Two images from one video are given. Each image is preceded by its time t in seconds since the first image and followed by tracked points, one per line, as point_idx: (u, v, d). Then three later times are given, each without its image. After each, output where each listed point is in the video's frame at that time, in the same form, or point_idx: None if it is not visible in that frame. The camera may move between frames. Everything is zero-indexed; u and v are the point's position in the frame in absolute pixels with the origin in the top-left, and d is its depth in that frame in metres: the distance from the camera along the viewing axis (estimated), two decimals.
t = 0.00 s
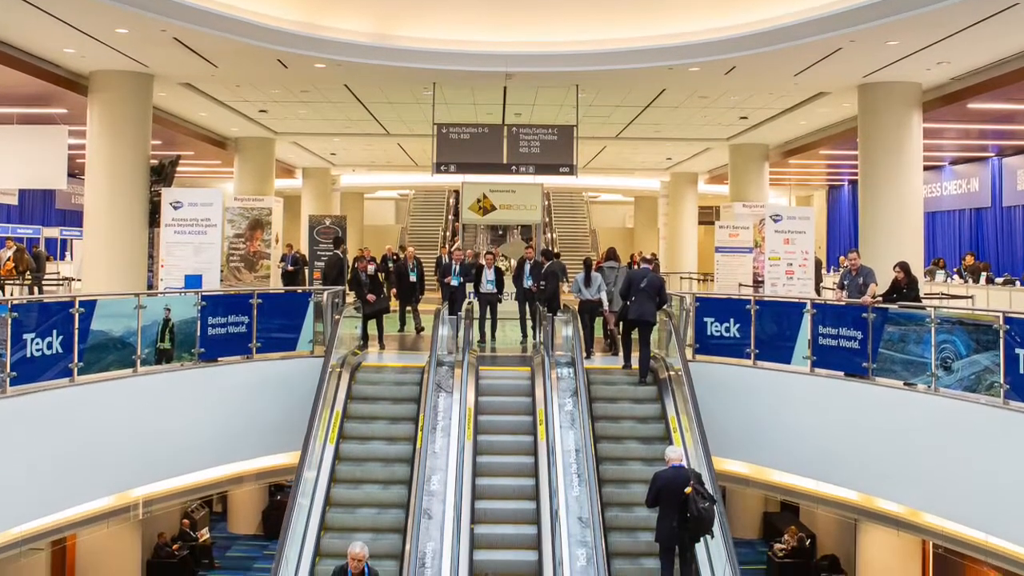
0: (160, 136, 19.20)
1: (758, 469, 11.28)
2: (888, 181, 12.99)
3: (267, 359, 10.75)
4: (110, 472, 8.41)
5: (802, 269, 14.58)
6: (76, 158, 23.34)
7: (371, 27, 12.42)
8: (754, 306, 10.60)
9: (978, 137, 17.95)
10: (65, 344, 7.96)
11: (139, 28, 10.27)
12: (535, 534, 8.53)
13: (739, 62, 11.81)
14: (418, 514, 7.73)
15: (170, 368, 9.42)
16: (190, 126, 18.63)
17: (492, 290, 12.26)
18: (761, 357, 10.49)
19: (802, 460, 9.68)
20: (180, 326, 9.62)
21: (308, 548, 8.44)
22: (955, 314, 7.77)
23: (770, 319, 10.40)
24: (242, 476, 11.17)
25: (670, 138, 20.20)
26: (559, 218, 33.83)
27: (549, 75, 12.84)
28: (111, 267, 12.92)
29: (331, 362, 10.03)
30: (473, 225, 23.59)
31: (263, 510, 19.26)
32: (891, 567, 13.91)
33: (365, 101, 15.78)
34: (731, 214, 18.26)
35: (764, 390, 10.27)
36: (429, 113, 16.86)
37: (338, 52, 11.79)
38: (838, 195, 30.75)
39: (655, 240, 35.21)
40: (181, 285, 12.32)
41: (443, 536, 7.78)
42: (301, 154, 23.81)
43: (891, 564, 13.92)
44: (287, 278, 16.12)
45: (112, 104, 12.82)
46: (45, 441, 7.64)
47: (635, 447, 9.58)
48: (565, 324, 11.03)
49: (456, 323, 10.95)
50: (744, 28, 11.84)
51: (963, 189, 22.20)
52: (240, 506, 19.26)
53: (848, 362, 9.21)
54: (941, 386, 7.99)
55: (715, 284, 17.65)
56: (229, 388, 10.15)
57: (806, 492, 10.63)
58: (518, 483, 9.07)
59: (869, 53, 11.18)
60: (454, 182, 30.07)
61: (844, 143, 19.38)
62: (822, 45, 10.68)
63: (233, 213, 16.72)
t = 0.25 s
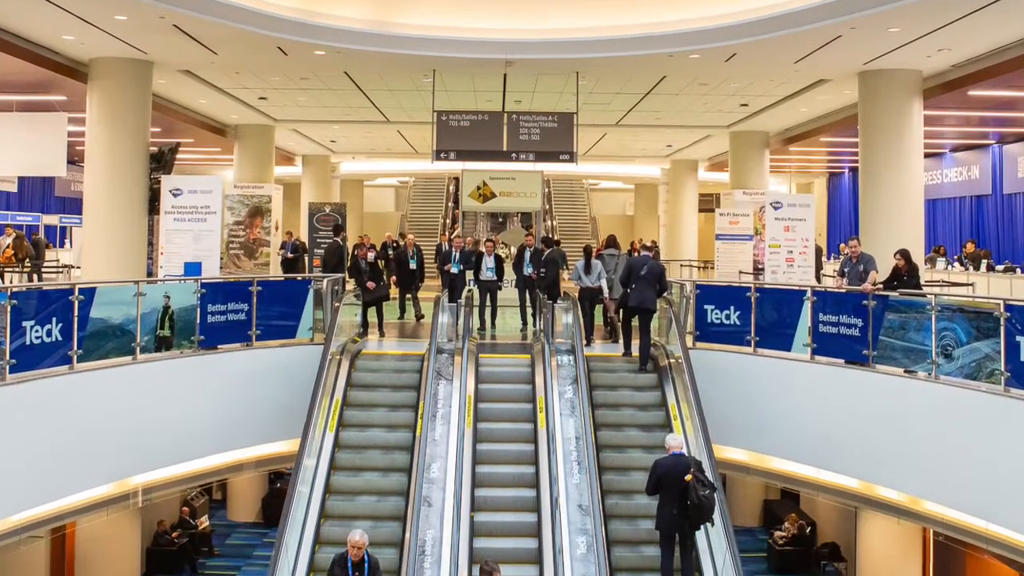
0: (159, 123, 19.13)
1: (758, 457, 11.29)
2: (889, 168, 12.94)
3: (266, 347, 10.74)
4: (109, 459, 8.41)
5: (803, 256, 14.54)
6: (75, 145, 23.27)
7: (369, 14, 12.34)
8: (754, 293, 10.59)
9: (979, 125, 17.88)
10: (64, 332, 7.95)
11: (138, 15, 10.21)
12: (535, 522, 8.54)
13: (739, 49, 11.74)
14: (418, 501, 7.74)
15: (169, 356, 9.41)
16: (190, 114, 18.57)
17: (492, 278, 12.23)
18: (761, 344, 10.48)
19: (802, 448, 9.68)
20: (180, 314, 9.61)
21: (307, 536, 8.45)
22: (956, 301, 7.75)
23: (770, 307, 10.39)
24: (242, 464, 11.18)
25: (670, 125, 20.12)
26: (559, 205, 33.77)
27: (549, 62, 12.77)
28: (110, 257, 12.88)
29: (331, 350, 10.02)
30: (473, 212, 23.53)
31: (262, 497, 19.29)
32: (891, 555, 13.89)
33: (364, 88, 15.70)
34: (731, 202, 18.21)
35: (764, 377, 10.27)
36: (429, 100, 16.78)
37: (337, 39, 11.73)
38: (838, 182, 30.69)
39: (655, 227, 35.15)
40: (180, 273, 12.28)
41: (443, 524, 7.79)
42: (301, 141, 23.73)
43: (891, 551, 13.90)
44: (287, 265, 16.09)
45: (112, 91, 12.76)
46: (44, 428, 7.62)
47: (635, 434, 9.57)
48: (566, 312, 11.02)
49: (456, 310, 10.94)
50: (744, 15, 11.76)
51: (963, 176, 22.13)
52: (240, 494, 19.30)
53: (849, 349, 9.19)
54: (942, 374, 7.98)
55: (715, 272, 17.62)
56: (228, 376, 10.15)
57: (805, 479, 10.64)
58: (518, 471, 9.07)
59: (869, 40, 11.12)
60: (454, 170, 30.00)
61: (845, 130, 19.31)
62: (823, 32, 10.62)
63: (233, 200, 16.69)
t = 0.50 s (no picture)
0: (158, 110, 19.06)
1: (758, 444, 11.30)
2: (890, 155, 12.89)
3: (266, 334, 10.74)
4: (109, 447, 8.41)
5: (803, 244, 14.50)
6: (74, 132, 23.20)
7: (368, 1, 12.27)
8: (754, 281, 10.58)
9: (979, 112, 17.81)
10: (63, 320, 7.94)
11: (136, 2, 10.16)
12: (535, 510, 8.55)
13: (739, 36, 11.68)
14: (417, 489, 7.74)
15: (169, 343, 9.40)
16: (190, 101, 18.50)
17: (492, 265, 12.20)
18: (762, 332, 10.47)
19: (802, 435, 9.70)
20: (180, 301, 9.59)
21: (308, 524, 8.46)
22: (956, 289, 7.73)
23: (770, 294, 10.38)
24: (242, 451, 11.19)
25: (670, 112, 20.05)
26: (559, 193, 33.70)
27: (549, 50, 12.71)
28: (112, 244, 12.86)
29: (330, 338, 10.01)
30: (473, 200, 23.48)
31: (261, 484, 19.33)
32: (891, 542, 13.83)
33: (364, 76, 15.63)
34: (732, 189, 18.15)
35: (764, 365, 10.28)
36: (429, 87, 16.71)
37: (337, 26, 11.67)
38: (839, 169, 30.60)
39: (655, 214, 35.10)
40: (180, 260, 12.24)
41: (443, 512, 7.80)
42: (300, 128, 23.65)
43: (890, 539, 13.84)
44: (286, 253, 16.06)
45: (112, 78, 12.70)
46: (45, 415, 7.63)
47: (636, 422, 9.57)
48: (566, 300, 11.02)
49: (455, 298, 10.93)
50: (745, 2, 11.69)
51: (964, 163, 22.06)
52: (240, 481, 19.35)
53: (849, 337, 9.18)
54: (942, 361, 7.97)
55: (716, 260, 17.59)
56: (228, 363, 10.15)
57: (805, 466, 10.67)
58: (517, 459, 9.07)
59: (869, 27, 11.06)
60: (453, 157, 29.91)
61: (845, 117, 19.24)
62: (824, 19, 10.56)
63: (233, 187, 16.65)
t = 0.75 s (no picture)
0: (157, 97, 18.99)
1: (759, 432, 11.29)
2: (890, 142, 12.84)
3: (266, 322, 10.73)
4: (109, 434, 8.42)
5: (804, 231, 14.46)
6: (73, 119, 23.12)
7: None
8: (754, 268, 10.58)
9: (980, 99, 17.74)
10: (63, 307, 7.92)
11: None
12: (535, 498, 8.56)
13: (739, 23, 11.61)
14: (417, 477, 7.75)
15: (168, 331, 9.39)
16: (189, 88, 18.43)
17: (492, 253, 12.16)
18: (762, 319, 10.47)
19: (803, 422, 9.71)
20: (179, 289, 9.58)
21: (308, 511, 8.47)
22: (957, 276, 7.72)
23: (770, 281, 10.37)
24: (242, 439, 11.17)
25: (670, 100, 19.97)
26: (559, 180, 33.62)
27: (549, 37, 12.64)
28: (113, 232, 12.79)
29: (330, 325, 10.01)
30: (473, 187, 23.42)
31: (261, 471, 19.35)
32: (891, 529, 13.68)
33: (364, 63, 15.56)
34: (732, 176, 18.10)
35: (765, 352, 10.27)
36: (428, 75, 16.63)
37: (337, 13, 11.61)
38: (840, 156, 30.50)
39: (655, 201, 35.03)
40: (180, 247, 12.19)
41: (443, 499, 7.81)
42: (300, 115, 23.57)
43: (892, 525, 13.68)
44: (286, 240, 16.02)
45: (112, 65, 12.64)
46: (45, 403, 7.63)
47: (636, 409, 9.57)
48: (566, 287, 11.02)
49: (455, 285, 10.91)
50: None
51: (965, 150, 21.98)
52: (240, 469, 19.38)
53: (850, 324, 9.17)
54: (943, 349, 7.96)
55: (716, 247, 17.56)
56: (228, 351, 10.14)
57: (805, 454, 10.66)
58: (518, 446, 9.07)
59: (870, 15, 11.00)
60: (453, 144, 29.83)
61: (846, 105, 19.17)
62: (824, 6, 10.50)
63: (232, 174, 16.61)
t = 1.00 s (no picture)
0: (156, 85, 18.93)
1: (759, 419, 11.27)
2: (890, 130, 12.79)
3: (266, 309, 10.73)
4: (109, 422, 8.43)
5: (804, 219, 14.42)
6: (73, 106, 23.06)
7: None
8: (755, 256, 10.57)
9: (980, 86, 17.66)
10: (63, 295, 7.91)
11: None
12: (535, 485, 8.57)
13: (739, 11, 11.56)
14: (417, 464, 7.75)
15: (168, 318, 9.38)
16: (189, 76, 18.36)
17: (492, 240, 12.13)
18: (762, 307, 10.45)
19: (803, 409, 9.72)
20: (179, 276, 9.57)
21: (308, 499, 8.49)
22: (957, 264, 7.70)
23: (771, 269, 10.36)
24: (242, 426, 11.16)
25: (670, 87, 19.89)
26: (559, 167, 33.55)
27: (549, 24, 12.58)
28: (114, 221, 12.73)
29: (329, 313, 10.01)
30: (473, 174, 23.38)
31: (261, 459, 19.38)
32: (891, 517, 12.64)
33: (363, 50, 15.48)
34: (733, 163, 18.04)
35: (764, 339, 10.28)
36: (428, 62, 16.55)
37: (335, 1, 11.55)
38: (840, 144, 30.41)
39: (655, 189, 34.97)
40: (179, 234, 12.13)
41: (443, 486, 7.82)
42: (299, 103, 23.49)
43: (891, 513, 12.66)
44: (286, 228, 15.99)
45: (112, 53, 12.56)
46: (45, 389, 7.63)
47: (636, 397, 9.57)
48: (567, 274, 11.01)
49: (455, 273, 10.89)
50: None
51: (965, 137, 21.91)
52: (240, 456, 19.42)
53: (851, 312, 9.16)
54: (944, 336, 7.94)
55: (716, 235, 17.53)
56: (227, 338, 10.14)
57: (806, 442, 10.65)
58: (518, 434, 9.07)
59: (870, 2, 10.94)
60: (453, 131, 29.74)
61: (846, 92, 19.10)
62: None
63: (232, 161, 16.56)
